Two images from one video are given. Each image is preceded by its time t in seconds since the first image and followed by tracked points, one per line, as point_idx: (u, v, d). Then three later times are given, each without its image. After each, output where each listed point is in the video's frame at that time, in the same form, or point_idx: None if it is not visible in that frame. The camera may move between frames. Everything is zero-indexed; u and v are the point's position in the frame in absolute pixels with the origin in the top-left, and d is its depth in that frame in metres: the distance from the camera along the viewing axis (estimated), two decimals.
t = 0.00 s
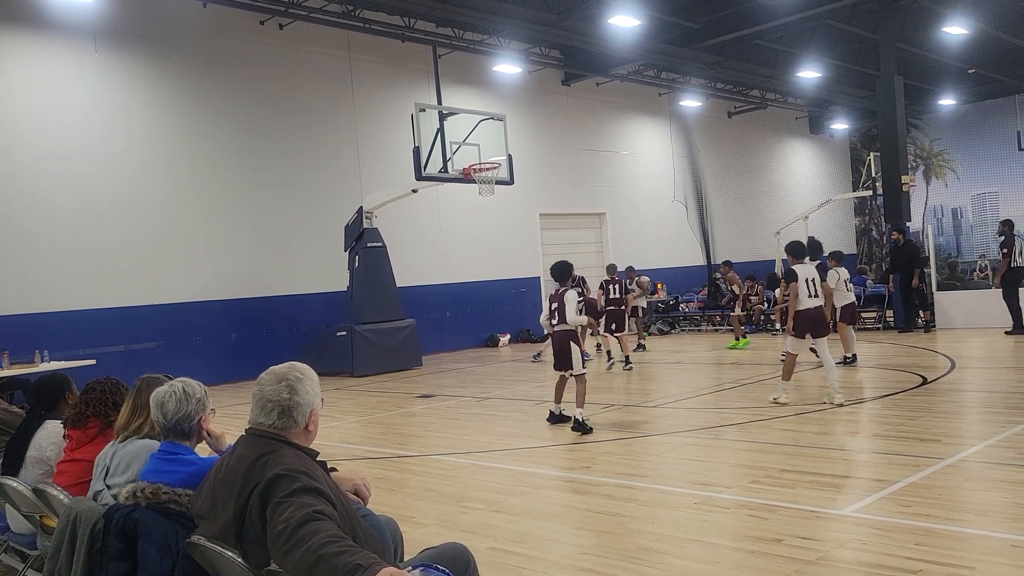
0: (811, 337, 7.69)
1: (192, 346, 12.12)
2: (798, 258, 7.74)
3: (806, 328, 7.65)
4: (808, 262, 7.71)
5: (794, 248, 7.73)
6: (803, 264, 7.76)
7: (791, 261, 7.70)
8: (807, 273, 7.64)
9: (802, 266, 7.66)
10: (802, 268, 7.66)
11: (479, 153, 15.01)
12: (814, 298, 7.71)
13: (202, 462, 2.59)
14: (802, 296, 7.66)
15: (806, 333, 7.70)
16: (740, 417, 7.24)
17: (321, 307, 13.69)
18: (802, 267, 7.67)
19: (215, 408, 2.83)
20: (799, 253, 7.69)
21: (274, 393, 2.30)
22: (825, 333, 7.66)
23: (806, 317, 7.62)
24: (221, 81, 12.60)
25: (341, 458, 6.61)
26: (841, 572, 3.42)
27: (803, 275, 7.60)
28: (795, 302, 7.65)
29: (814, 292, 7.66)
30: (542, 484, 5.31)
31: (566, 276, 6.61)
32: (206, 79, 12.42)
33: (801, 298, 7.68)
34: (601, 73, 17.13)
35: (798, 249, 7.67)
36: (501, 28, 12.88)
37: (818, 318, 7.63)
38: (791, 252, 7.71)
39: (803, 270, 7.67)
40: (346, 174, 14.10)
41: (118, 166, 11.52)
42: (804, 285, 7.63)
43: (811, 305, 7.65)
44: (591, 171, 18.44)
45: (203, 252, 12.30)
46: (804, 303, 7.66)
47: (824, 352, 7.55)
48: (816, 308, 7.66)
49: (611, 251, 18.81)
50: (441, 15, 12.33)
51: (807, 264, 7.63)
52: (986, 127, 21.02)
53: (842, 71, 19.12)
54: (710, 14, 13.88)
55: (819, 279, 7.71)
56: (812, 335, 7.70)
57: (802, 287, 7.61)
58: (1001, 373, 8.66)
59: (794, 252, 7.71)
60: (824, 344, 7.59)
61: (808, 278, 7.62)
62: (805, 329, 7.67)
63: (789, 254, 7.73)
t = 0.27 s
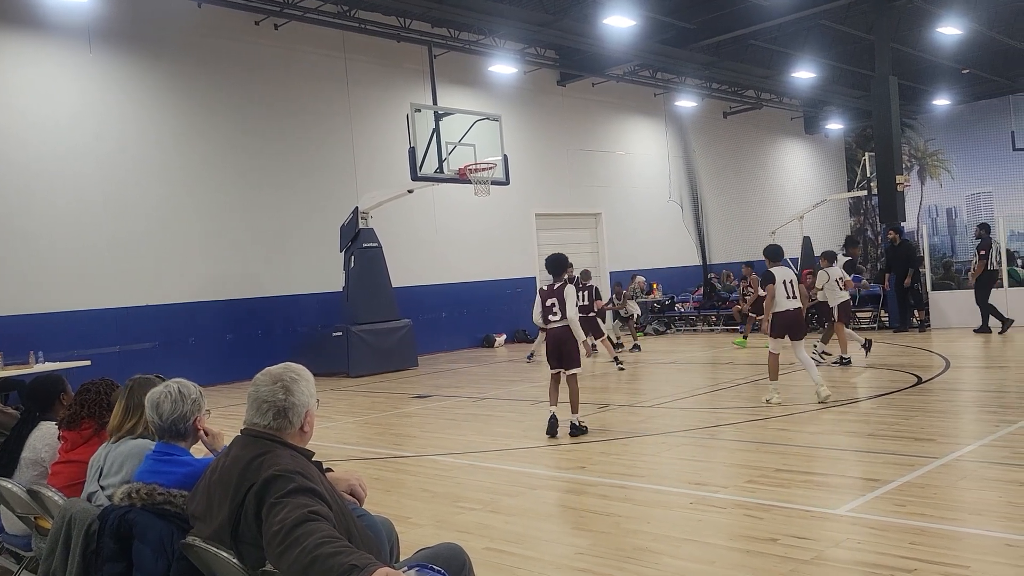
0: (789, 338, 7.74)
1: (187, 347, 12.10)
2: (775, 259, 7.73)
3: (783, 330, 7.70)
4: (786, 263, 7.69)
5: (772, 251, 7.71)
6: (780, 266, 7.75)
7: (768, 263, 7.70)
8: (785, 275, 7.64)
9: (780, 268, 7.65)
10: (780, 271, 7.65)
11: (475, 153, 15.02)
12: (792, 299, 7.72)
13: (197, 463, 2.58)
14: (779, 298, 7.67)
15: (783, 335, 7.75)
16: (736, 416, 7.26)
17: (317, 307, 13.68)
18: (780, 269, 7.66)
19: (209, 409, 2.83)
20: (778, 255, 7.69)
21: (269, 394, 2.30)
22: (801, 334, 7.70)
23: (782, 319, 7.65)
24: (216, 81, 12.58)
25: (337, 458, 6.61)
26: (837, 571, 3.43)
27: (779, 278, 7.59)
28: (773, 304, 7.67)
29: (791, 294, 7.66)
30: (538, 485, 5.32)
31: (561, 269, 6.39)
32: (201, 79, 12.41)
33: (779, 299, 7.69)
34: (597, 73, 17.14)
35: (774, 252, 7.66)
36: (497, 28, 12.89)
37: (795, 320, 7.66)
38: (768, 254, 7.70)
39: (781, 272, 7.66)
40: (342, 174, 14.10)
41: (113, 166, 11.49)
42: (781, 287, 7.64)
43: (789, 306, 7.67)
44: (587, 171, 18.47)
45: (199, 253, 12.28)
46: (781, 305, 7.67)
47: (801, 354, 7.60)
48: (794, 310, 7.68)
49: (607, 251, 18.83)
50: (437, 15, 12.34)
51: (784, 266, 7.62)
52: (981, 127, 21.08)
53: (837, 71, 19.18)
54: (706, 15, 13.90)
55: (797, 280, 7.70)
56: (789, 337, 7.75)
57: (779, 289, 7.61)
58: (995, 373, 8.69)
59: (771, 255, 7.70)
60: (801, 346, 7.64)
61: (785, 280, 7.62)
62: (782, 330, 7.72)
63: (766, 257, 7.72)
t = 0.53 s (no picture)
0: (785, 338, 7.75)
1: (185, 348, 12.09)
2: (769, 259, 7.74)
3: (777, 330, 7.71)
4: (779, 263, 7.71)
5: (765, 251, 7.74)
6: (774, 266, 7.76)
7: (761, 263, 7.71)
8: (778, 275, 7.65)
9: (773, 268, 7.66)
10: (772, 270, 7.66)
11: (473, 153, 15.02)
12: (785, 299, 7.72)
13: (194, 465, 2.58)
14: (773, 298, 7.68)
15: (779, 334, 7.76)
16: (733, 416, 7.26)
17: (315, 308, 13.68)
18: (773, 269, 7.69)
19: (205, 410, 2.83)
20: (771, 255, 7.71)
21: (267, 395, 2.30)
22: (797, 333, 7.69)
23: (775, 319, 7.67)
24: (213, 82, 12.57)
25: (335, 459, 6.61)
26: (834, 570, 3.43)
27: (771, 278, 7.62)
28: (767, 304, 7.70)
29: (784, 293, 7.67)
30: (536, 485, 5.32)
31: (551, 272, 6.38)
32: (198, 80, 12.40)
33: (772, 299, 7.71)
34: (595, 73, 17.14)
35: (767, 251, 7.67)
36: (495, 28, 12.88)
37: (789, 319, 7.66)
38: (762, 254, 7.72)
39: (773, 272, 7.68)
40: (340, 175, 14.09)
41: (110, 167, 11.48)
42: (774, 287, 7.66)
43: (782, 306, 7.68)
44: (585, 171, 18.47)
45: (196, 254, 12.27)
46: (775, 305, 7.69)
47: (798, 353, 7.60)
48: (788, 309, 7.68)
49: (605, 251, 18.83)
50: (435, 15, 12.34)
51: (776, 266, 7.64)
52: (978, 127, 21.10)
53: (835, 71, 19.20)
54: (703, 15, 13.91)
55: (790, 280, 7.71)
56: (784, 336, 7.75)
57: (772, 289, 7.64)
58: (992, 373, 8.70)
59: (764, 254, 7.71)
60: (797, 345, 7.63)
61: (777, 280, 7.64)
62: (777, 330, 7.73)
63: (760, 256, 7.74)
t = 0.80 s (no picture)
0: (791, 341, 7.75)
1: (183, 349, 12.08)
2: (781, 261, 7.74)
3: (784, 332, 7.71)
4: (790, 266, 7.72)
5: (778, 251, 7.73)
6: (786, 268, 7.77)
7: (773, 263, 7.70)
8: (789, 278, 7.66)
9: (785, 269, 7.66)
10: (784, 273, 7.67)
11: (470, 154, 15.02)
12: (795, 303, 7.74)
13: (192, 465, 2.58)
14: (782, 301, 7.69)
15: (785, 337, 7.77)
16: (732, 417, 7.27)
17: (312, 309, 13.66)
18: (785, 271, 7.68)
19: (203, 411, 2.83)
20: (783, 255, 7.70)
21: (265, 396, 2.30)
22: (804, 337, 7.70)
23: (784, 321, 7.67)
24: (211, 82, 12.56)
25: (332, 460, 6.61)
26: (832, 570, 3.44)
27: (783, 281, 7.62)
28: (776, 307, 7.69)
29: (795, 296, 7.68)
30: (534, 485, 5.32)
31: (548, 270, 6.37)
32: (196, 80, 12.38)
33: (782, 303, 7.72)
34: (592, 73, 17.12)
35: (780, 252, 7.65)
36: (492, 28, 12.87)
37: (798, 323, 7.67)
38: (774, 255, 7.70)
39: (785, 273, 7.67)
40: (337, 175, 14.08)
41: (108, 167, 11.47)
42: (785, 290, 7.67)
43: (792, 310, 7.70)
44: (582, 171, 18.48)
45: (194, 254, 12.26)
46: (784, 308, 7.69)
47: (804, 356, 7.60)
48: (798, 313, 7.70)
49: (602, 252, 18.83)
50: (432, 15, 12.33)
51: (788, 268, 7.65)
52: (975, 127, 21.12)
53: (832, 71, 19.22)
54: (701, 15, 13.90)
55: (801, 285, 7.74)
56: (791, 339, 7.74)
57: (783, 292, 7.64)
58: (990, 373, 8.71)
59: (777, 255, 7.70)
60: (804, 349, 7.64)
61: (789, 283, 7.65)
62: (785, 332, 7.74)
63: (772, 257, 7.72)
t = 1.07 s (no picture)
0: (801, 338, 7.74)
1: (179, 349, 12.07)
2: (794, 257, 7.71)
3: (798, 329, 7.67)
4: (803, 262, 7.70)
5: (791, 247, 7.70)
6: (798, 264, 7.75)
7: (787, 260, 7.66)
8: (803, 274, 7.64)
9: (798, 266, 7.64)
10: (798, 269, 7.65)
11: (467, 154, 15.04)
12: (808, 299, 7.73)
13: (189, 466, 2.58)
14: (797, 297, 7.66)
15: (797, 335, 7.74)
16: (729, 416, 7.27)
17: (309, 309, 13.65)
18: (799, 267, 7.65)
19: (200, 412, 2.83)
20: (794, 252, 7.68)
21: (261, 397, 2.29)
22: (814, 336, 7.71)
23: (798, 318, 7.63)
24: (207, 82, 12.55)
25: (329, 460, 6.60)
26: (828, 570, 3.44)
27: (798, 277, 7.60)
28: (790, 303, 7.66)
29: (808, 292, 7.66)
30: (531, 485, 5.32)
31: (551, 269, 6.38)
32: (192, 81, 12.37)
33: (796, 299, 7.69)
34: (588, 73, 17.11)
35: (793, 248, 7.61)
36: (489, 28, 12.88)
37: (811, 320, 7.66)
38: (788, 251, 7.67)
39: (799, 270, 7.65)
40: (334, 175, 14.08)
41: (104, 168, 11.45)
42: (800, 286, 7.64)
43: (806, 306, 7.68)
44: (579, 171, 18.49)
45: (190, 255, 12.25)
46: (798, 304, 7.67)
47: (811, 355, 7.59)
48: (810, 310, 7.69)
49: (599, 251, 18.84)
50: (428, 16, 12.34)
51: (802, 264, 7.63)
52: (971, 127, 21.17)
53: (828, 71, 19.26)
54: (697, 15, 13.92)
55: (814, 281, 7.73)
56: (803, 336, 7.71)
57: (797, 288, 7.61)
58: (987, 372, 8.73)
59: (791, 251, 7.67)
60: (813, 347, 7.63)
61: (803, 279, 7.62)
62: (797, 329, 7.71)
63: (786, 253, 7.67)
